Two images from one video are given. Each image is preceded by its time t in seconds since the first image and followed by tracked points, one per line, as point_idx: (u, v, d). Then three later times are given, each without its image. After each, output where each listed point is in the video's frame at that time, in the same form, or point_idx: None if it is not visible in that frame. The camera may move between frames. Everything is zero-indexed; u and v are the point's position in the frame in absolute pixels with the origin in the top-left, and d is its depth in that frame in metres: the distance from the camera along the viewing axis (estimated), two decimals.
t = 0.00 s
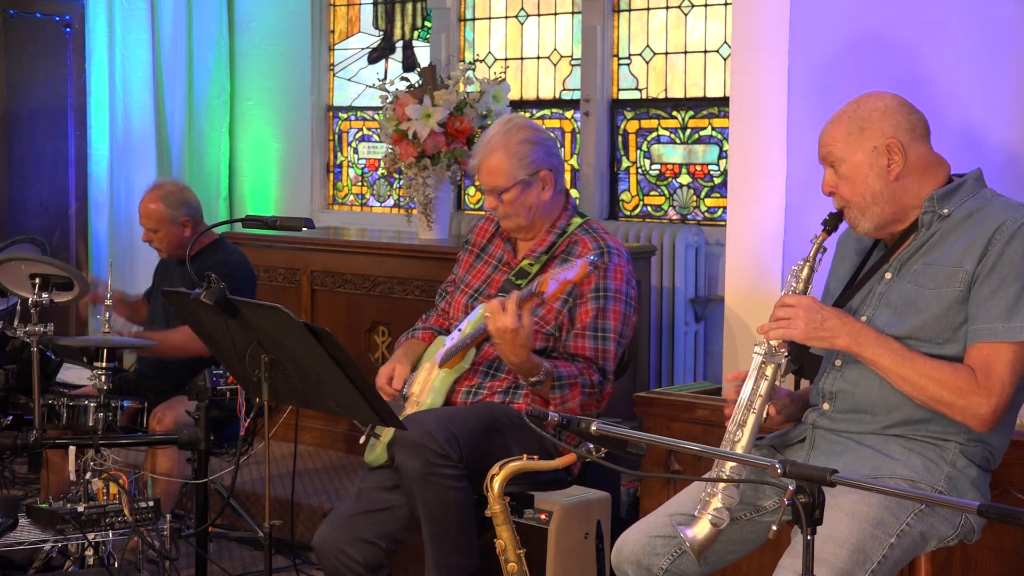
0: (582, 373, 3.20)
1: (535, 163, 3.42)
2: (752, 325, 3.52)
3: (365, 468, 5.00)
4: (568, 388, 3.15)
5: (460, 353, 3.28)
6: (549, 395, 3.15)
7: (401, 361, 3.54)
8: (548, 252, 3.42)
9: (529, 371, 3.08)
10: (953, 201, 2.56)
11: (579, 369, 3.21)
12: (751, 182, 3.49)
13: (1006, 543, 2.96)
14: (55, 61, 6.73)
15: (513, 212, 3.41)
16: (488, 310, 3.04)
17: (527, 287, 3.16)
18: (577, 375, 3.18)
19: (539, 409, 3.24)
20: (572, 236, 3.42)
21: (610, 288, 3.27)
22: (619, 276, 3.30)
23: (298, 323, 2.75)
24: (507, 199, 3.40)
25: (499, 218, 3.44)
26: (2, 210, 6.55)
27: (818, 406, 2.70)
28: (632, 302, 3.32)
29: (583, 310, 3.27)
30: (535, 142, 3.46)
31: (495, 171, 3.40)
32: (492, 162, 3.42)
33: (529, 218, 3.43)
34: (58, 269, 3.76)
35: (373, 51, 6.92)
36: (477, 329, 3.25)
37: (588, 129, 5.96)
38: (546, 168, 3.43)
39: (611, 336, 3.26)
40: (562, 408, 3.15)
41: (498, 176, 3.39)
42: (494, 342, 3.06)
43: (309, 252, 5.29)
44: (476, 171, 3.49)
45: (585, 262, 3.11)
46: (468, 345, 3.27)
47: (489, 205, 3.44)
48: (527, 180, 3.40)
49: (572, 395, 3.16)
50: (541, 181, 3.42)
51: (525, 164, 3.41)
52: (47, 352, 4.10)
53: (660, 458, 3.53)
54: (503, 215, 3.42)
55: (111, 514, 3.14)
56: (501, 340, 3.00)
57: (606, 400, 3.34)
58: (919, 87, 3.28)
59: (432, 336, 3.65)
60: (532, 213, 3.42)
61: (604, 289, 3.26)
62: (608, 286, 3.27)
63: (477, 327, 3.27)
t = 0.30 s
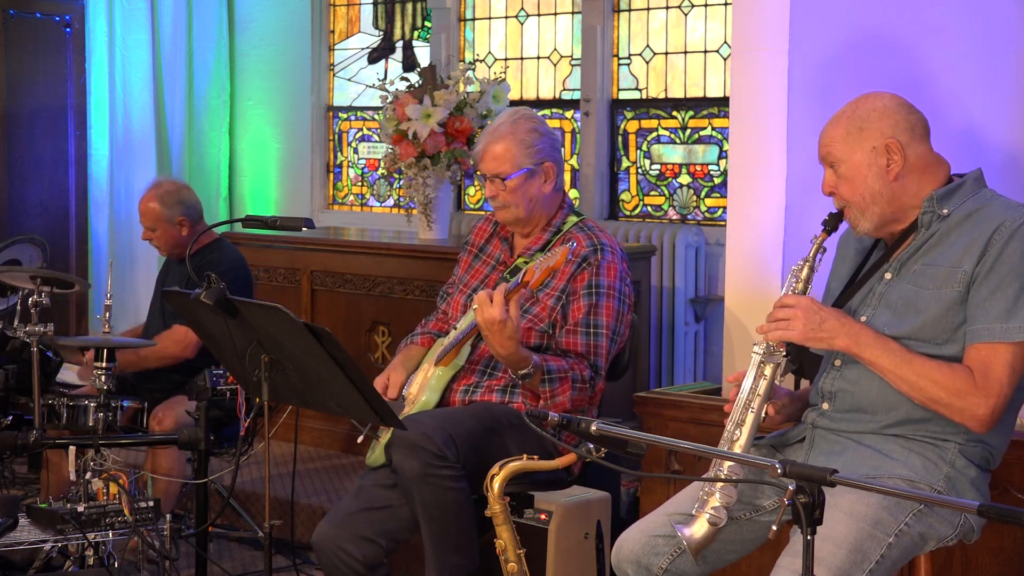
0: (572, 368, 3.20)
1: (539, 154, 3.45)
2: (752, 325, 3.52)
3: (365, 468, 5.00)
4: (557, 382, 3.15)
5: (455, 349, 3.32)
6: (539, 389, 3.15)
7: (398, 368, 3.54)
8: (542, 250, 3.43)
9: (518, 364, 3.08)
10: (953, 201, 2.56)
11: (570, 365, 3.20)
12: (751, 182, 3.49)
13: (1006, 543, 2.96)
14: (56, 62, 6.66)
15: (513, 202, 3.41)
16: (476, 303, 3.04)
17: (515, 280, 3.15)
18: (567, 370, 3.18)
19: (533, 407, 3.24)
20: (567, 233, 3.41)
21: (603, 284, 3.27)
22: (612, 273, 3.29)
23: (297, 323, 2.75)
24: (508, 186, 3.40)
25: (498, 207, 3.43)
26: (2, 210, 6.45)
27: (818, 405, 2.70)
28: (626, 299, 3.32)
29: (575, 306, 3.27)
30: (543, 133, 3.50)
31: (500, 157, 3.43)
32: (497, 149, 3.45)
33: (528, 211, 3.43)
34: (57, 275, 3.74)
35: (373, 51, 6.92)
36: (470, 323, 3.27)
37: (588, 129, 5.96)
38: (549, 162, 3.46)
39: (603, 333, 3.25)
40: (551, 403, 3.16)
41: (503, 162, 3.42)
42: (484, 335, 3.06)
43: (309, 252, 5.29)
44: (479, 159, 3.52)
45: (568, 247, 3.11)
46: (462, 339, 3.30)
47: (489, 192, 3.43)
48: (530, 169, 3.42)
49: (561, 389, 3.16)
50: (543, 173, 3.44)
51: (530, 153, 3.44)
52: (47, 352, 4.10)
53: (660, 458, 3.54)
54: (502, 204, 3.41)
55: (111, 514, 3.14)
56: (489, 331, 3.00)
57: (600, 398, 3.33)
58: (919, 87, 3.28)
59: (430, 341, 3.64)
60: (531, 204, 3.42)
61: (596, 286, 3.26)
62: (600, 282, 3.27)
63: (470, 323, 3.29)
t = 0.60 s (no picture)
0: (578, 370, 3.20)
1: (549, 149, 3.50)
2: (752, 325, 3.53)
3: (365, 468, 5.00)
4: (563, 384, 3.16)
5: (458, 350, 3.29)
6: (545, 391, 3.16)
7: (399, 364, 3.55)
8: (548, 251, 3.42)
9: (525, 367, 3.07)
10: (954, 201, 2.56)
11: (576, 366, 3.21)
12: (751, 182, 3.50)
13: (1006, 543, 2.96)
14: (56, 62, 6.75)
15: (517, 195, 3.43)
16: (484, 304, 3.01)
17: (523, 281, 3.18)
18: (573, 372, 3.18)
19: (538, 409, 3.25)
20: (571, 234, 3.42)
21: (608, 287, 3.27)
22: (617, 275, 3.29)
23: (298, 323, 2.75)
24: (514, 177, 3.44)
25: (501, 198, 3.44)
26: (2, 210, 6.61)
27: (819, 405, 2.70)
28: (630, 301, 3.32)
29: (581, 308, 3.27)
30: (554, 130, 3.54)
31: (510, 148, 3.48)
32: (506, 140, 3.49)
33: (531, 206, 3.45)
34: (57, 272, 3.74)
35: (373, 51, 6.93)
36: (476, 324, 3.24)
37: (588, 129, 5.96)
38: (557, 160, 3.50)
39: (608, 335, 3.26)
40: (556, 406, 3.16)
41: (512, 153, 3.47)
42: (490, 337, 3.04)
43: (310, 252, 5.29)
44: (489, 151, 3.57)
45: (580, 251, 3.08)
46: (467, 341, 3.27)
47: (494, 182, 3.46)
48: (538, 163, 3.46)
49: (567, 391, 3.16)
50: (550, 170, 3.48)
51: (539, 147, 3.49)
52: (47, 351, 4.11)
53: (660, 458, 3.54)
54: (507, 194, 3.44)
55: (111, 514, 3.14)
56: (497, 333, 2.98)
57: (604, 399, 3.34)
58: (920, 87, 3.27)
59: (435, 337, 3.65)
60: (535, 200, 3.45)
61: (602, 288, 3.26)
62: (605, 285, 3.27)
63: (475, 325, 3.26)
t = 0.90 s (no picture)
0: (584, 374, 3.21)
1: (559, 149, 3.50)
2: (752, 325, 3.53)
3: (364, 468, 5.00)
4: (572, 389, 3.16)
5: (463, 352, 3.28)
6: (554, 396, 3.15)
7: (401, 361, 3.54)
8: (554, 252, 3.42)
9: (535, 372, 3.07)
10: (957, 202, 2.56)
11: (582, 370, 3.21)
12: (751, 181, 3.50)
13: (1005, 543, 2.96)
14: (56, 62, 6.72)
15: (524, 193, 3.44)
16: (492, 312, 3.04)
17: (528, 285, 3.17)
18: (581, 376, 3.19)
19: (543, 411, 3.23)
20: (578, 237, 3.43)
21: (613, 291, 3.27)
22: (622, 279, 3.29)
23: (297, 323, 2.76)
24: (522, 176, 3.45)
25: (508, 195, 3.45)
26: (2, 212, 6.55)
27: (820, 405, 2.70)
28: (634, 305, 3.33)
29: (585, 312, 3.27)
30: (565, 131, 3.55)
31: (520, 146, 3.48)
32: (516, 138, 3.50)
33: (538, 206, 3.46)
34: (58, 271, 3.76)
35: (373, 51, 6.93)
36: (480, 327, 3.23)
37: (588, 129, 5.96)
38: (566, 160, 3.51)
39: (612, 339, 3.25)
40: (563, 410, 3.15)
41: (521, 151, 3.47)
42: (498, 341, 3.04)
43: (310, 252, 5.29)
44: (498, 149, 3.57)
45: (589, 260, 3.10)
46: (471, 344, 3.26)
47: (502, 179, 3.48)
48: (547, 163, 3.47)
49: (576, 395, 3.17)
50: (558, 170, 3.49)
51: (550, 147, 3.49)
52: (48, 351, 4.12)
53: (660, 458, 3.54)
54: (513, 192, 3.45)
55: (111, 514, 3.14)
56: (505, 339, 2.98)
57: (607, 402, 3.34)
58: (920, 87, 3.27)
59: (437, 333, 3.64)
60: (542, 200, 3.46)
61: (607, 292, 3.26)
62: (610, 289, 3.27)
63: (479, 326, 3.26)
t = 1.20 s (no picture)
0: (588, 370, 3.20)
1: (559, 147, 3.51)
2: (753, 325, 3.53)
3: (364, 468, 5.00)
4: (576, 383, 3.15)
5: (464, 348, 3.28)
6: (558, 391, 3.16)
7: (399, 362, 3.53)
8: (553, 250, 3.42)
9: (541, 366, 3.07)
10: (958, 202, 2.56)
11: (586, 366, 3.20)
12: (751, 181, 3.50)
13: (1005, 543, 2.96)
14: (55, 61, 6.76)
15: (524, 189, 3.45)
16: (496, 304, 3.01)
17: (529, 279, 3.18)
18: (585, 371, 3.18)
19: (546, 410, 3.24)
20: (577, 235, 3.42)
21: (613, 288, 3.27)
22: (622, 276, 3.30)
23: (298, 323, 2.76)
24: (522, 172, 3.46)
25: (508, 191, 3.46)
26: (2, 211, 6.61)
27: (820, 404, 2.70)
28: (634, 303, 3.33)
29: (586, 309, 3.27)
30: (565, 128, 3.56)
31: (521, 142, 3.50)
32: (518, 134, 3.52)
33: (537, 202, 3.46)
34: (57, 273, 3.75)
35: (373, 51, 6.93)
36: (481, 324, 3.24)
37: (588, 130, 5.96)
38: (565, 158, 3.52)
39: (614, 336, 3.25)
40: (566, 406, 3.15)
41: (521, 148, 3.49)
42: (503, 336, 3.04)
43: (310, 252, 5.29)
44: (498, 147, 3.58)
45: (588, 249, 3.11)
46: (472, 340, 3.27)
47: (502, 175, 3.48)
48: (547, 159, 3.48)
49: (580, 390, 3.16)
50: (558, 167, 3.50)
51: (550, 144, 3.51)
52: (47, 351, 4.13)
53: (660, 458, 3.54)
54: (513, 189, 3.45)
55: (111, 514, 3.14)
56: (512, 332, 2.98)
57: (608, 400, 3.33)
58: (920, 86, 3.27)
59: (435, 336, 3.64)
60: (542, 196, 3.46)
61: (607, 289, 3.27)
62: (611, 286, 3.27)
63: (480, 323, 3.26)
